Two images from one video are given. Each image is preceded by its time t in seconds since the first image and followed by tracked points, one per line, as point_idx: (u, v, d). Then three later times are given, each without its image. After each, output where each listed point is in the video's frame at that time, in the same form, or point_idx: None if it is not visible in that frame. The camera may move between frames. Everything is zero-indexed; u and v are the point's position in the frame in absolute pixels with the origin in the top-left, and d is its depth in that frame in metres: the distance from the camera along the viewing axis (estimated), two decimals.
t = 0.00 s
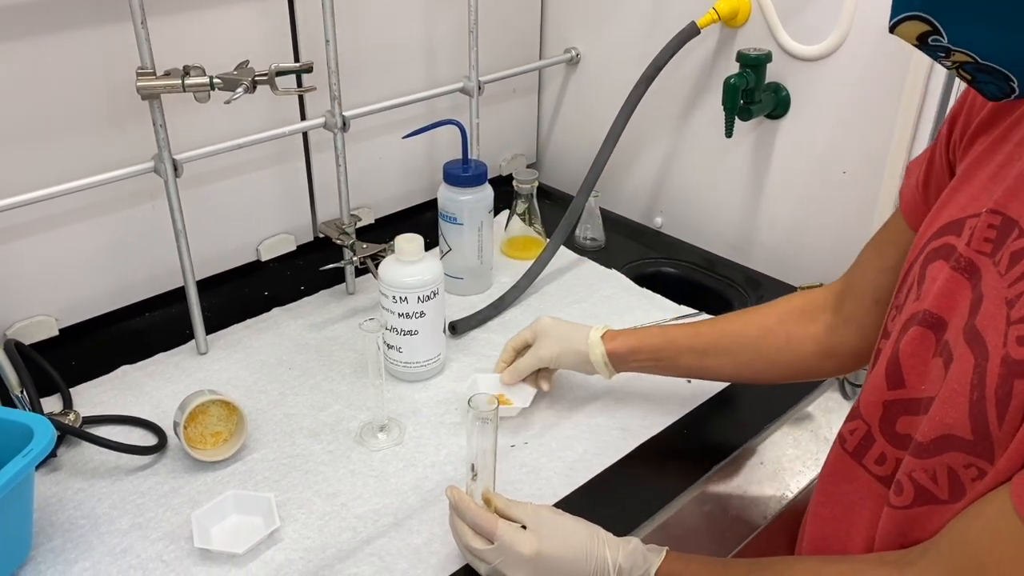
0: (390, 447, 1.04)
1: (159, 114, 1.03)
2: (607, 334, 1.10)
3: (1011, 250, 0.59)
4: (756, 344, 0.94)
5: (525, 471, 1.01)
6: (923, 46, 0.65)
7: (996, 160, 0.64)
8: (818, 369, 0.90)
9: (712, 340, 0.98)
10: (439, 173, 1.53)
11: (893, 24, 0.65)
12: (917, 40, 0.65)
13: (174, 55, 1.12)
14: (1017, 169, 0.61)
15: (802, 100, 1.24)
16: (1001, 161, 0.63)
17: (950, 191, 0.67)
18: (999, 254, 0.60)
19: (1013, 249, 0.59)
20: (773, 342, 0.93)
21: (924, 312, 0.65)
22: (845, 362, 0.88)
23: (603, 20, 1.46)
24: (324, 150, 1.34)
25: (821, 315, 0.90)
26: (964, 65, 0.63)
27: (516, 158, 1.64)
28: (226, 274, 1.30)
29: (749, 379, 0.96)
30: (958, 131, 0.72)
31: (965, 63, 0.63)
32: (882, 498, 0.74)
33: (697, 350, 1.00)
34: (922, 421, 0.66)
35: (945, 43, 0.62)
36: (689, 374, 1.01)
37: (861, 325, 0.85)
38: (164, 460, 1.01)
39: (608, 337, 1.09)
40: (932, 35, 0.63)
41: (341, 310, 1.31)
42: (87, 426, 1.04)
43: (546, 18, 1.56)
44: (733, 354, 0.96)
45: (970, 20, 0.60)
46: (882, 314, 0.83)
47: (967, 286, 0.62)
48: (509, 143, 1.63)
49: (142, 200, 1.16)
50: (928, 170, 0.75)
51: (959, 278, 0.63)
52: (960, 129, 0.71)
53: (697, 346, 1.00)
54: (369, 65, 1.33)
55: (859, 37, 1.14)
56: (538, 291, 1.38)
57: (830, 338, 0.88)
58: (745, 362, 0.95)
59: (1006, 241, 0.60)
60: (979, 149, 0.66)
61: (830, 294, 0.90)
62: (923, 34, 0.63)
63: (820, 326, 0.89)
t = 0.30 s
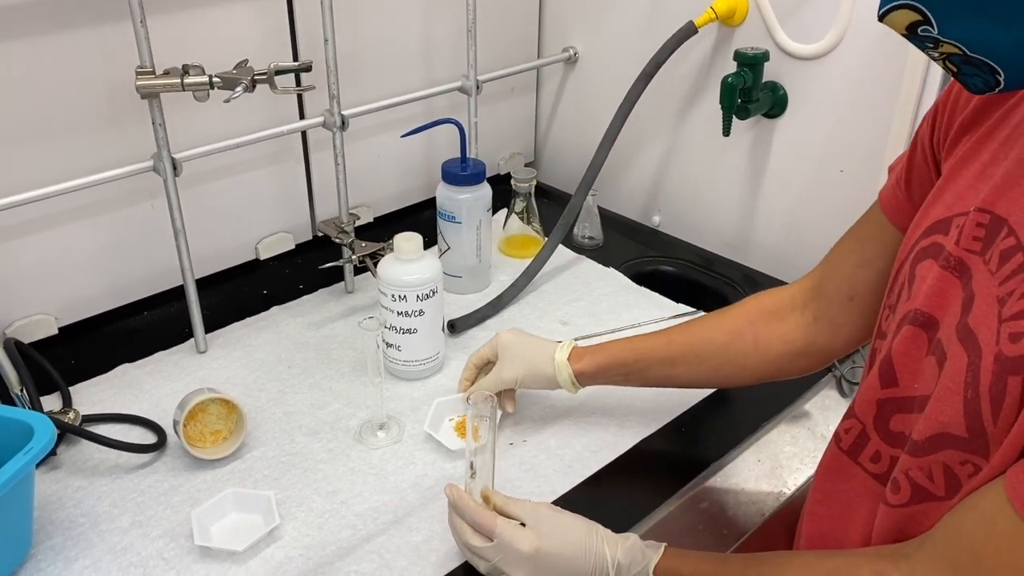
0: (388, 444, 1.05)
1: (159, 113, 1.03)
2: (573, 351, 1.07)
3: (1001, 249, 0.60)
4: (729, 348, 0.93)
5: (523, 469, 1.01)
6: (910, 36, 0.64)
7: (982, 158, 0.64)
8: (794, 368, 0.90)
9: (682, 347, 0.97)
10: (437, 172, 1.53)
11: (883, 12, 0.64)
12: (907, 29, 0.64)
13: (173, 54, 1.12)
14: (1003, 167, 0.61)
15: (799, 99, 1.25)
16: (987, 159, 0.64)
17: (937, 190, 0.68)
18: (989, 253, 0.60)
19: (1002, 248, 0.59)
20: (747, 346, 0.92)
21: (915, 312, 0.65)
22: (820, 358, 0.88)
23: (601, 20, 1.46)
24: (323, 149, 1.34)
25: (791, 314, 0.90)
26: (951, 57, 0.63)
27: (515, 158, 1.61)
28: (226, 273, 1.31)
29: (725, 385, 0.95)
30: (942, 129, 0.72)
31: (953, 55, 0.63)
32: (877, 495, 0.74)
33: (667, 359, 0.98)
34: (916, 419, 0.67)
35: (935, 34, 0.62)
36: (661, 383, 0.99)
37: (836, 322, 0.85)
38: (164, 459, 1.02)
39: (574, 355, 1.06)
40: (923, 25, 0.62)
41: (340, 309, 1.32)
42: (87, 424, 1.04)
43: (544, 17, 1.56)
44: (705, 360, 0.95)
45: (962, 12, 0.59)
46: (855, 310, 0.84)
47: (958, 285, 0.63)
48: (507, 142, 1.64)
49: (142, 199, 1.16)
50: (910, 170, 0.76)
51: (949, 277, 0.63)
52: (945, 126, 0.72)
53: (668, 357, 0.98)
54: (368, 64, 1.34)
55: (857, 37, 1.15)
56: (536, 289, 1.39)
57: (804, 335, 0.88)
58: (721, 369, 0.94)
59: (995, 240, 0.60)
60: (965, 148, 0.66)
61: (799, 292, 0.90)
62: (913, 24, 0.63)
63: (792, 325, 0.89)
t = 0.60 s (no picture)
0: (387, 442, 1.05)
1: (158, 112, 1.03)
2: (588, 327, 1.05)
3: (1004, 250, 0.60)
4: (739, 338, 0.92)
5: (522, 467, 1.01)
6: (914, 44, 0.63)
7: (984, 158, 0.65)
8: (799, 366, 0.90)
9: (693, 334, 0.95)
10: (436, 170, 1.53)
11: (888, 20, 0.63)
12: (911, 36, 0.62)
13: (172, 53, 1.12)
14: (1004, 168, 0.62)
15: (796, 98, 1.25)
16: (988, 159, 0.64)
17: (938, 188, 0.68)
18: (990, 254, 0.61)
19: (1005, 249, 0.60)
20: (756, 339, 0.91)
21: (916, 312, 0.65)
22: (825, 358, 0.88)
23: (599, 19, 1.46)
24: (321, 148, 1.34)
25: (801, 312, 0.90)
26: (956, 64, 0.61)
27: (513, 156, 1.63)
28: (224, 271, 1.31)
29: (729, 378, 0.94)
30: (943, 129, 0.73)
31: (958, 62, 0.61)
32: (875, 494, 0.75)
33: (677, 344, 0.96)
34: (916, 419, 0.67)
35: (941, 42, 0.60)
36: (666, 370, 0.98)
37: (844, 322, 0.85)
38: (163, 457, 1.02)
39: (588, 335, 1.03)
40: (929, 33, 0.61)
41: (339, 307, 1.32)
42: (86, 422, 1.04)
43: (542, 16, 1.56)
44: (714, 348, 0.94)
45: (970, 20, 0.58)
46: (863, 311, 0.84)
47: (959, 285, 0.63)
48: (505, 141, 1.64)
49: (140, 198, 1.16)
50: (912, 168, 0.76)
51: (950, 278, 0.64)
52: (946, 124, 0.72)
53: (678, 344, 0.96)
54: (366, 64, 1.34)
55: (854, 36, 1.15)
56: (534, 288, 1.39)
57: (812, 335, 0.88)
58: (729, 361, 0.93)
59: (998, 241, 0.61)
60: (966, 147, 0.67)
61: (809, 291, 0.90)
62: (920, 31, 0.61)
63: (801, 323, 0.89)
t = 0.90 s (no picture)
0: (386, 441, 1.05)
1: (157, 111, 1.03)
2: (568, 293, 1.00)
3: (1012, 252, 0.60)
4: (725, 314, 0.93)
5: (522, 465, 1.02)
6: (931, 49, 0.65)
7: (990, 158, 0.65)
8: (781, 350, 0.91)
9: (681, 306, 0.95)
10: (435, 169, 1.54)
11: (903, 26, 0.65)
12: (928, 42, 0.65)
13: (171, 51, 1.12)
14: (1012, 169, 0.62)
15: (795, 97, 1.25)
16: (994, 161, 0.64)
17: (943, 188, 0.68)
18: (998, 256, 0.61)
19: (1013, 251, 0.60)
20: (743, 316, 0.92)
21: (921, 312, 0.66)
22: (807, 346, 0.89)
23: (598, 18, 1.47)
24: (320, 147, 1.34)
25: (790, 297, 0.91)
26: (973, 69, 0.63)
27: (511, 155, 1.64)
28: (224, 270, 1.31)
29: (707, 354, 0.94)
30: (946, 126, 0.73)
31: (975, 67, 0.63)
32: (876, 493, 0.75)
33: (663, 313, 0.95)
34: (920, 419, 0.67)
35: (958, 46, 0.62)
36: (646, 344, 0.96)
37: (833, 310, 0.86)
38: (162, 456, 1.02)
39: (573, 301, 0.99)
40: (946, 37, 0.63)
41: (338, 306, 1.32)
42: (85, 421, 1.04)
43: (541, 15, 1.56)
44: (700, 320, 0.94)
45: (984, 22, 0.60)
46: (852, 301, 0.85)
47: (965, 286, 0.63)
48: (504, 140, 1.64)
49: (140, 197, 1.16)
50: (914, 162, 0.76)
51: (956, 278, 0.64)
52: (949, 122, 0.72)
53: (663, 314, 0.95)
54: (365, 63, 1.34)
55: (853, 35, 1.15)
56: (534, 286, 1.39)
57: (799, 320, 0.89)
58: (711, 336, 0.93)
59: (1006, 243, 0.61)
60: (971, 146, 0.67)
61: (800, 278, 0.91)
62: (936, 36, 0.64)
63: (789, 307, 0.90)
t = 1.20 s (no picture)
0: (386, 439, 1.05)
1: (157, 109, 1.03)
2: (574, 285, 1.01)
3: (1017, 252, 0.60)
4: (730, 310, 0.93)
5: (521, 464, 1.02)
6: (942, 68, 0.67)
7: (996, 158, 0.65)
8: (785, 347, 0.91)
9: (686, 301, 0.95)
10: (434, 169, 1.54)
11: (914, 45, 0.67)
12: (939, 61, 0.66)
13: (171, 50, 1.12)
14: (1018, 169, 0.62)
15: (794, 97, 1.25)
16: (1001, 162, 0.64)
17: (949, 187, 0.68)
18: (1003, 256, 0.61)
19: (1018, 251, 0.60)
20: (747, 313, 0.92)
21: (925, 311, 0.66)
22: (811, 343, 0.90)
23: (597, 18, 1.47)
24: (320, 146, 1.35)
25: (795, 293, 0.91)
26: (984, 85, 0.64)
27: (511, 155, 1.64)
28: (223, 270, 1.31)
29: (711, 350, 0.94)
30: (953, 125, 0.73)
31: (986, 83, 0.64)
32: (876, 491, 0.75)
33: (668, 308, 0.96)
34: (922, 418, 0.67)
35: (971, 63, 0.63)
36: (653, 337, 0.97)
37: (837, 308, 0.87)
38: (162, 454, 1.02)
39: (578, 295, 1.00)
40: (959, 55, 0.64)
41: (337, 305, 1.32)
42: (85, 419, 1.04)
43: (540, 15, 1.57)
44: (704, 316, 0.94)
45: (997, 38, 0.61)
46: (857, 299, 0.85)
47: (969, 285, 0.64)
48: (503, 140, 1.64)
49: (140, 196, 1.17)
50: (920, 160, 0.76)
51: (961, 278, 0.64)
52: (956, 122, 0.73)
53: (668, 309, 0.96)
54: (365, 62, 1.34)
55: (852, 34, 1.15)
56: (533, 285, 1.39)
57: (804, 317, 0.89)
58: (715, 331, 0.93)
59: (1011, 242, 0.61)
60: (978, 146, 0.67)
61: (804, 275, 0.91)
62: (948, 53, 0.65)
63: (794, 304, 0.90)
